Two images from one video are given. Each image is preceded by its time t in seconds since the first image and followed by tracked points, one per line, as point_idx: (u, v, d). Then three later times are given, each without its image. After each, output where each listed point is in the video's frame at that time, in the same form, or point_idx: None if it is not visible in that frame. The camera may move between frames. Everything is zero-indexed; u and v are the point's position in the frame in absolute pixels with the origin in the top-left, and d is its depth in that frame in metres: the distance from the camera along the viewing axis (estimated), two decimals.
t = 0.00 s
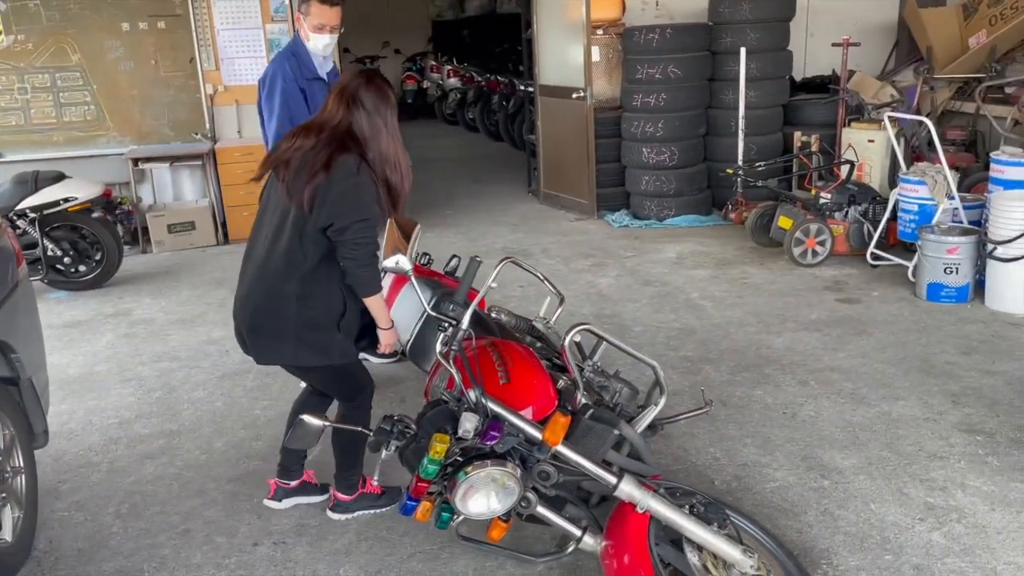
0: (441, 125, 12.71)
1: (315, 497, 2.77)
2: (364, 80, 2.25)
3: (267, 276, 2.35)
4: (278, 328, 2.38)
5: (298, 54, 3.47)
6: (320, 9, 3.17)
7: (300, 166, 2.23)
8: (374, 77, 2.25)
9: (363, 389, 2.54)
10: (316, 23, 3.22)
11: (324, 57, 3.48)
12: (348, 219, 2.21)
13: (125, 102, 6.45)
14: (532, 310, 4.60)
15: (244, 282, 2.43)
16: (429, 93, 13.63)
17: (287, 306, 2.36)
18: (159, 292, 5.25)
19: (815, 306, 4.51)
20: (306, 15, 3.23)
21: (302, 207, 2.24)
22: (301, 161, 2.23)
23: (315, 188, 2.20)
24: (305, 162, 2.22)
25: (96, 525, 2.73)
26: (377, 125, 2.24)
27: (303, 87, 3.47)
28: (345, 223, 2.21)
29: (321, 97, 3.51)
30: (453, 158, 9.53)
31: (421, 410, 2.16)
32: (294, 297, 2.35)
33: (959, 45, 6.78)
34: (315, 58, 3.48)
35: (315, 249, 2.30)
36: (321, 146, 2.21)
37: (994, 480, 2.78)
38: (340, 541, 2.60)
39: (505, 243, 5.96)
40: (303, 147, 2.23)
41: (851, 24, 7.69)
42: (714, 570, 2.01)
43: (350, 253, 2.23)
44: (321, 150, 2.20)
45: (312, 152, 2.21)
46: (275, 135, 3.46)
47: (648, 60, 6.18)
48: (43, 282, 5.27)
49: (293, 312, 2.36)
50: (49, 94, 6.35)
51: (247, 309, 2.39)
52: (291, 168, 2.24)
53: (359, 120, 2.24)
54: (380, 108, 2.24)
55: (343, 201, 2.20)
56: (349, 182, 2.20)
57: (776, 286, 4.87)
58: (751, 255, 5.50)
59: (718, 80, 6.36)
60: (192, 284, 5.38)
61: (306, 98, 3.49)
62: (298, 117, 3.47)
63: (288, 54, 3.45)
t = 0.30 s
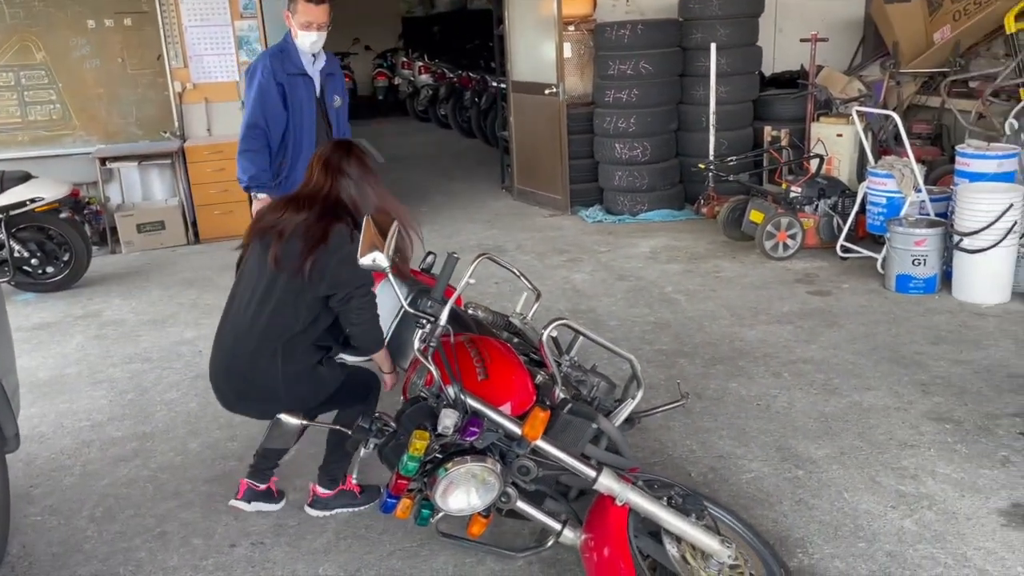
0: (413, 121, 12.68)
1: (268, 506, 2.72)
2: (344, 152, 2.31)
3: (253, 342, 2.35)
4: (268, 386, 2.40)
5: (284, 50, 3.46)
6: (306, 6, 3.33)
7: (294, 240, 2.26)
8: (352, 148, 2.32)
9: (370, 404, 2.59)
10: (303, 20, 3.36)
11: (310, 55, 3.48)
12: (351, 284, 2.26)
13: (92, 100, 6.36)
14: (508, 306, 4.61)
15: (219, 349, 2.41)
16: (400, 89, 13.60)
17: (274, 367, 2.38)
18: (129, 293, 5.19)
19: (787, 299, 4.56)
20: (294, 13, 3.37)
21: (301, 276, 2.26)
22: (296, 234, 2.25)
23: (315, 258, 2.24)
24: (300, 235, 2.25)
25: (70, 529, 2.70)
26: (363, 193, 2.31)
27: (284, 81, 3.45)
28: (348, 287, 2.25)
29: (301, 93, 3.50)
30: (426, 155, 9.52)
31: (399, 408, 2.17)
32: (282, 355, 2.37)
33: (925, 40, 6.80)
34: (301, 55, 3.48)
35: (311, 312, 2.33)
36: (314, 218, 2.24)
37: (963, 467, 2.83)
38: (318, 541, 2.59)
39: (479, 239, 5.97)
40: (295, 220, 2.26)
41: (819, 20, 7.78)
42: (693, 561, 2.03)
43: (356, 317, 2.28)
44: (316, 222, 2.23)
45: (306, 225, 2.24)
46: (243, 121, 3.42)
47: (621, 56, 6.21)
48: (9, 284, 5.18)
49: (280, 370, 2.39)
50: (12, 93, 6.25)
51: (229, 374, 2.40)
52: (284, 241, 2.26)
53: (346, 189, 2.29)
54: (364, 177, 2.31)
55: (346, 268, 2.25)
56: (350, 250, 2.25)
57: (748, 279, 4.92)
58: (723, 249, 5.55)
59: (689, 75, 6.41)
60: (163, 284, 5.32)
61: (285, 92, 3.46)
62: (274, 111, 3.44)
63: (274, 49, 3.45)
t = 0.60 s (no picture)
0: (393, 116, 12.66)
1: (244, 502, 2.72)
2: (278, 203, 2.34)
3: (238, 403, 2.40)
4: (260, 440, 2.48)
5: (262, 44, 3.45)
6: (284, 2, 3.29)
7: (256, 298, 2.29)
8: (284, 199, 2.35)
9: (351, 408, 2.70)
10: (281, 16, 3.33)
11: (288, 50, 3.47)
12: (322, 323, 2.31)
13: (67, 94, 6.29)
14: (487, 301, 4.62)
15: (201, 419, 2.43)
16: (381, 84, 13.57)
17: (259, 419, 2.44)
18: (105, 288, 5.15)
19: (764, 294, 4.60)
20: (272, 9, 3.34)
21: (273, 331, 2.31)
22: (256, 293, 2.29)
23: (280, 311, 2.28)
24: (261, 292, 2.28)
25: (44, 527, 2.68)
26: (307, 237, 2.36)
27: (260, 74, 3.44)
28: (319, 331, 2.32)
29: (279, 87, 3.49)
30: (407, 149, 9.50)
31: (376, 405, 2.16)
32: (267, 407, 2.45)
33: (900, 36, 6.93)
34: (279, 50, 3.47)
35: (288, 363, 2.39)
36: (271, 273, 2.27)
37: (934, 460, 2.87)
38: (294, 538, 2.59)
39: (460, 235, 5.97)
40: (252, 278, 2.28)
41: (797, 17, 7.84)
42: (668, 555, 2.05)
43: (333, 353, 2.34)
44: (274, 275, 2.27)
45: (264, 281, 2.28)
46: (220, 115, 3.44)
47: (601, 52, 6.21)
48: None
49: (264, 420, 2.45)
50: None
51: (217, 441, 2.45)
52: (247, 302, 2.29)
53: (291, 236, 2.33)
54: (303, 222, 2.36)
55: (314, 310, 2.30)
56: (313, 293, 2.30)
57: (726, 275, 4.95)
58: (702, 245, 5.58)
59: (669, 72, 6.43)
60: (140, 280, 5.29)
61: (260, 85, 3.45)
62: (249, 105, 3.44)
63: (252, 43, 3.45)
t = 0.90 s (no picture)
0: (389, 105, 12.63)
1: (238, 488, 2.72)
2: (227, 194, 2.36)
3: (226, 392, 2.39)
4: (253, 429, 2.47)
5: (238, 37, 3.43)
6: None
7: (224, 285, 2.28)
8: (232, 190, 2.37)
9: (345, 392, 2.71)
10: (249, 13, 3.31)
11: (265, 39, 3.46)
12: (291, 300, 2.33)
13: (61, 79, 6.25)
14: (483, 291, 4.62)
15: (193, 415, 2.43)
16: (377, 73, 13.53)
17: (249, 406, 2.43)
18: (98, 275, 5.13)
19: (759, 287, 4.60)
20: (239, 5, 3.32)
21: (245, 315, 2.30)
22: (223, 280, 2.27)
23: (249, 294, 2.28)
24: (226, 279, 2.28)
25: (36, 512, 2.67)
26: (261, 226, 2.39)
27: (243, 69, 3.43)
28: (290, 309, 2.33)
29: (263, 78, 3.49)
30: (402, 139, 9.47)
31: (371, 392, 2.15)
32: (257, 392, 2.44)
33: (898, 28, 6.88)
34: (256, 41, 3.46)
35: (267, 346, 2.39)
36: (235, 259, 2.28)
37: (927, 453, 2.88)
38: (288, 525, 2.58)
39: (455, 225, 5.97)
40: (216, 266, 2.27)
41: (795, 10, 7.83)
42: (662, 544, 2.04)
43: (305, 330, 2.35)
44: (239, 260, 2.28)
45: (230, 267, 2.27)
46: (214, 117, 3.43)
47: (599, 42, 6.18)
48: None
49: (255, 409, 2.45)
50: None
51: (211, 435, 2.44)
52: (215, 290, 2.28)
53: (248, 224, 2.35)
54: (258, 213, 2.39)
55: (282, 288, 2.32)
56: (277, 272, 2.33)
57: (722, 267, 4.95)
58: (698, 237, 5.58)
59: (666, 63, 6.42)
60: (134, 266, 5.27)
61: (245, 79, 3.44)
62: (239, 101, 3.42)
63: (229, 39, 3.42)
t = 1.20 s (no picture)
0: (400, 92, 12.61)
1: (253, 467, 2.74)
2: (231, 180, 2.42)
3: (231, 368, 2.41)
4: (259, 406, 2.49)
5: (235, 30, 3.39)
6: None
7: (225, 263, 2.31)
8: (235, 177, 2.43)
9: (358, 372, 2.69)
10: (239, 7, 3.33)
11: (262, 27, 3.44)
12: (290, 274, 2.34)
13: (75, 60, 6.25)
14: (494, 277, 4.62)
15: (202, 393, 2.48)
16: (387, 60, 13.50)
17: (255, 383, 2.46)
18: (111, 255, 5.14)
19: (771, 277, 4.59)
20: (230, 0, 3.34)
21: (245, 291, 2.32)
22: (223, 257, 2.31)
23: (247, 269, 2.30)
24: (227, 257, 2.31)
25: (53, 488, 2.69)
26: (265, 211, 2.45)
27: (247, 61, 3.41)
28: (289, 282, 2.34)
29: (267, 66, 3.47)
30: (413, 126, 9.46)
31: (388, 372, 2.17)
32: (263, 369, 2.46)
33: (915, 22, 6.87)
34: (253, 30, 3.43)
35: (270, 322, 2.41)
36: (235, 236, 2.31)
37: (941, 444, 2.88)
38: (303, 503, 2.60)
39: (466, 211, 5.96)
40: (217, 245, 2.31)
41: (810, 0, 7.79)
42: (677, 527, 2.04)
43: (306, 304, 2.36)
44: (238, 238, 2.31)
45: (229, 245, 2.31)
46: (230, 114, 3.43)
47: (613, 30, 6.14)
48: None
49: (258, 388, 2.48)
50: None
51: (219, 413, 2.49)
52: (216, 268, 2.31)
53: (250, 206, 2.39)
54: (261, 202, 2.44)
55: (281, 263, 2.34)
56: (277, 249, 2.36)
57: (734, 257, 4.94)
58: (709, 227, 5.57)
59: (680, 52, 6.39)
60: (147, 248, 5.28)
61: (251, 70, 3.43)
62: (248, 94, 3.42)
63: (227, 32, 3.39)
